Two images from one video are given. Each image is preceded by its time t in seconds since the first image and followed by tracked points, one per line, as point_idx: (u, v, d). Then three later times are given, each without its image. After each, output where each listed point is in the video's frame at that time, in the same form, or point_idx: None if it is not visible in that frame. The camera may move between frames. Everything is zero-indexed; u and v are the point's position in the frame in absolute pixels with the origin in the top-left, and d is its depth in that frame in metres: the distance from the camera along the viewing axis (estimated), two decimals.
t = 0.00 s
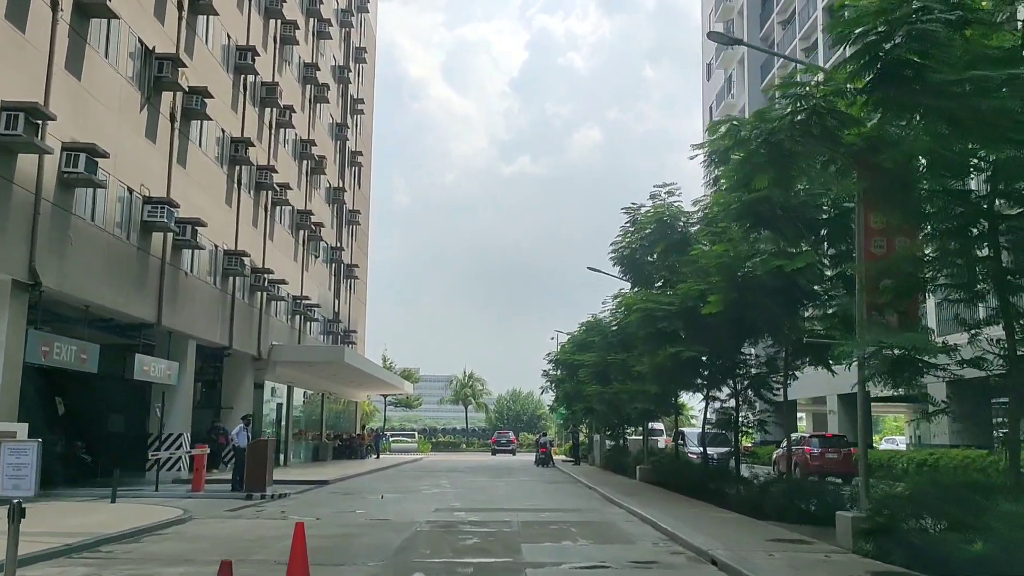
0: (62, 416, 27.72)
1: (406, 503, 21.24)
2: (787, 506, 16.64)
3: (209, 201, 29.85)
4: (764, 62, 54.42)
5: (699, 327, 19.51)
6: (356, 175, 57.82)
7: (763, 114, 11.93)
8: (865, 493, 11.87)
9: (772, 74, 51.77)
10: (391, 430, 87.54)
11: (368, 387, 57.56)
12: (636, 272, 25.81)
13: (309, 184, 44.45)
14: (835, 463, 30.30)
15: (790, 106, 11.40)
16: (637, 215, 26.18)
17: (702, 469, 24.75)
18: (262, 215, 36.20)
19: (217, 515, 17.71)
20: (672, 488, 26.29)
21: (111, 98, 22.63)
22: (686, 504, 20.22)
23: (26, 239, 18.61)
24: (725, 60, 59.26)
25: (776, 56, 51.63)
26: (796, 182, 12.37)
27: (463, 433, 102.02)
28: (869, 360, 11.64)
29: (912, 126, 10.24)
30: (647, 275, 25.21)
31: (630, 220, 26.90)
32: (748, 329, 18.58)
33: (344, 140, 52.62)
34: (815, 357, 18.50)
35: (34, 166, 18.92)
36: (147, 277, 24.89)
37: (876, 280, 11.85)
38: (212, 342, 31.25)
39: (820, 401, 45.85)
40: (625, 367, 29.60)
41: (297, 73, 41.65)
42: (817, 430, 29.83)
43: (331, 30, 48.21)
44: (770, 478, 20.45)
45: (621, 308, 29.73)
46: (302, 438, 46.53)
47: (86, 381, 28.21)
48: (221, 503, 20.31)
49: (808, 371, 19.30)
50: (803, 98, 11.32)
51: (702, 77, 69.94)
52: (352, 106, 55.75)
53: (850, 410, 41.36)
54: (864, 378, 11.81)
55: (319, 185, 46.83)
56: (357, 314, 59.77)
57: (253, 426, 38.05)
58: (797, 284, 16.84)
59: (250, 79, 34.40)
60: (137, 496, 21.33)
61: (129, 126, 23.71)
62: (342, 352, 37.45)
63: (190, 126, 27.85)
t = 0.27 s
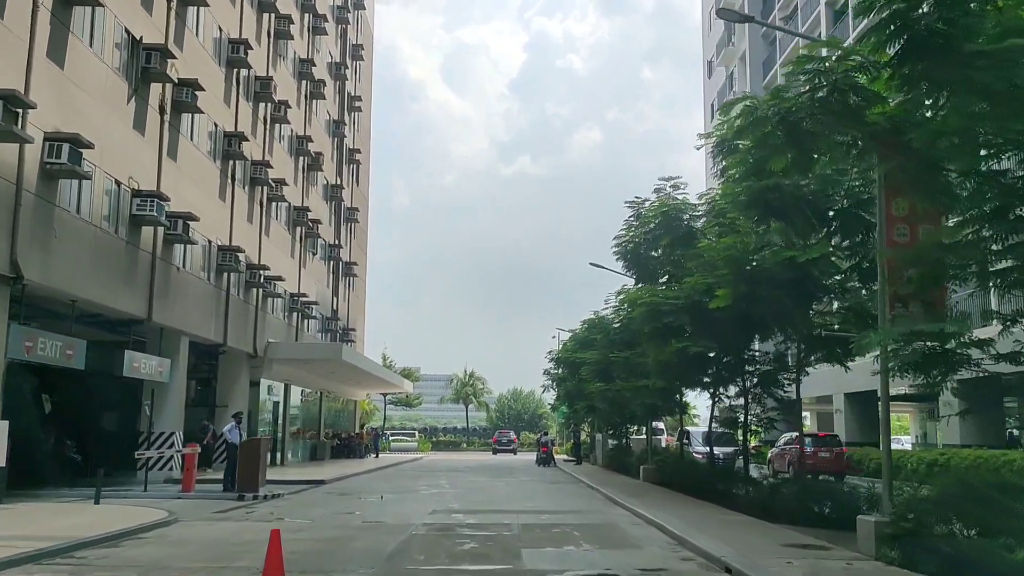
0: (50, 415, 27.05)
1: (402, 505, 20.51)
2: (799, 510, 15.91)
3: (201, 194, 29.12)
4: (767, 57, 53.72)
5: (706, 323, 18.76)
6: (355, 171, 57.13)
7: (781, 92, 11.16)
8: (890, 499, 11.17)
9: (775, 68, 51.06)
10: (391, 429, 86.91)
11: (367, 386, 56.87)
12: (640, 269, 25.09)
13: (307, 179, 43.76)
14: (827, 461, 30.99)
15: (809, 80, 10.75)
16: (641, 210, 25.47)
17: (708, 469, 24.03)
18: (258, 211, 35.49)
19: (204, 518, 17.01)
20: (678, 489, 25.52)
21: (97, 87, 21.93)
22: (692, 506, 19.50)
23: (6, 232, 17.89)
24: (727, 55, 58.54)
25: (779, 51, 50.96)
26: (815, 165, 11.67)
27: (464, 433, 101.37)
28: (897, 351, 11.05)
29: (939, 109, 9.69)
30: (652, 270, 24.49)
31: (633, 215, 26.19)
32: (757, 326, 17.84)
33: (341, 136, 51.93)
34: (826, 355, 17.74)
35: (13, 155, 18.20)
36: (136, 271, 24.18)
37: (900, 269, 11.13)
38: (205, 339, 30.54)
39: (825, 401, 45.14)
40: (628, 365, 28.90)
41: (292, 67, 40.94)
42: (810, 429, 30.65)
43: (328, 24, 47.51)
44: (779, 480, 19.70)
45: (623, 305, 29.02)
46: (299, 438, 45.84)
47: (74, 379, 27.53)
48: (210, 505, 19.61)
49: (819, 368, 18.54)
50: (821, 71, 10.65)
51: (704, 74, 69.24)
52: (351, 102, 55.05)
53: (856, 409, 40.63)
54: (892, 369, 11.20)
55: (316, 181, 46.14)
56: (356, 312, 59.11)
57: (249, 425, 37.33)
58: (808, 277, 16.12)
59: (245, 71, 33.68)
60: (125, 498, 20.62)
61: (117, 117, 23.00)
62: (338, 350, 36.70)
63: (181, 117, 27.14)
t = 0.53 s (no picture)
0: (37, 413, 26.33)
1: (398, 507, 19.77)
2: (813, 512, 15.17)
3: (195, 186, 28.40)
4: (773, 51, 52.94)
5: (714, 318, 18.03)
6: (355, 167, 56.39)
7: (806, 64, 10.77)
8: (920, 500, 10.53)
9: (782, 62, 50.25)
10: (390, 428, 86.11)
11: (366, 384, 56.13)
12: (644, 261, 24.39)
13: (305, 173, 43.02)
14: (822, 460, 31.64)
15: (833, 52, 10.48)
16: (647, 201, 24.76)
17: (715, 470, 23.30)
18: (254, 205, 34.76)
19: (191, 520, 16.29)
20: (684, 490, 24.77)
21: (85, 73, 21.18)
22: (700, 508, 18.78)
23: None
24: (732, 49, 57.78)
25: (786, 45, 50.17)
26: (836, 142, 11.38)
27: (463, 432, 100.55)
28: (934, 338, 10.80)
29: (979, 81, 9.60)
30: (657, 262, 23.78)
31: (638, 207, 25.48)
32: (769, 321, 17.10)
33: (341, 130, 51.20)
34: (840, 350, 17.01)
35: None
36: (125, 264, 23.46)
37: (925, 255, 10.67)
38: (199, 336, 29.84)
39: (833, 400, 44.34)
40: (634, 361, 28.17)
41: (290, 59, 40.21)
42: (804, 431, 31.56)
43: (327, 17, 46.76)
44: (790, 481, 18.94)
45: (629, 300, 28.30)
46: (296, 437, 45.13)
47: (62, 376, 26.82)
48: (199, 507, 18.88)
49: (833, 363, 17.80)
50: (848, 42, 10.29)
51: (709, 68, 68.40)
52: (350, 96, 54.29)
53: (865, 408, 39.84)
54: (918, 361, 10.71)
55: (315, 176, 45.41)
56: (355, 309, 58.38)
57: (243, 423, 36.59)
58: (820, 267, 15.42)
59: (241, 61, 32.96)
60: (111, 499, 19.89)
61: (105, 104, 22.27)
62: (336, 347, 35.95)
63: (173, 107, 26.42)
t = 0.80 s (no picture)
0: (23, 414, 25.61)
1: (392, 511, 19.05)
2: (827, 517, 14.43)
3: (184, 180, 27.62)
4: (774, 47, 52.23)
5: (721, 314, 17.29)
6: (351, 164, 55.65)
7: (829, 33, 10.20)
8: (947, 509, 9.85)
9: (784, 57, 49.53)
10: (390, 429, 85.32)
11: (364, 385, 55.39)
12: (645, 257, 23.66)
13: (300, 169, 42.30)
14: (815, 461, 31.81)
15: (857, 22, 9.90)
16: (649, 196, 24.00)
17: (722, 471, 22.54)
18: (247, 201, 34.03)
19: (173, 526, 15.54)
20: (689, 493, 24.01)
21: (66, 62, 20.45)
22: (707, 512, 18.03)
23: None
24: (734, 45, 57.05)
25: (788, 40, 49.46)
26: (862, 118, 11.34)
27: (464, 432, 99.75)
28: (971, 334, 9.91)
29: (1012, 58, 9.23)
30: (661, 258, 23.04)
31: (640, 202, 24.75)
32: (779, 318, 16.35)
33: (338, 127, 50.49)
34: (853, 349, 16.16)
35: None
36: (111, 260, 22.70)
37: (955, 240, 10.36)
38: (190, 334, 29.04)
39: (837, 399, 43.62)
40: (636, 360, 27.43)
41: (285, 53, 39.50)
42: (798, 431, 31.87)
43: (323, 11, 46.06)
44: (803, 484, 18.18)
45: (630, 299, 27.58)
46: (293, 437, 44.38)
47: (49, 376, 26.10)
48: (186, 511, 18.12)
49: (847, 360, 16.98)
50: (874, 10, 9.63)
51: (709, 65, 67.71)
52: (347, 92, 53.57)
53: (871, 407, 39.09)
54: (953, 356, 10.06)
55: (311, 172, 44.68)
56: (353, 309, 57.64)
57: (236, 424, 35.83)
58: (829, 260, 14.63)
59: (233, 54, 32.24)
60: (94, 503, 19.16)
61: (88, 95, 21.54)
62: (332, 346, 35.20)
63: (161, 99, 25.70)
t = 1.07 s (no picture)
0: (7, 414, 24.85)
1: (387, 514, 18.30)
2: (844, 522, 13.69)
3: (175, 172, 26.86)
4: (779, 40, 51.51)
5: (730, 309, 16.53)
6: (349, 160, 54.92)
7: None
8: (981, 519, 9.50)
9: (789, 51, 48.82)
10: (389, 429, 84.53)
11: (362, 384, 54.65)
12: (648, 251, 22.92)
13: (297, 164, 41.57)
14: (810, 461, 31.46)
15: None
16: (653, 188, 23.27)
17: (728, 473, 21.80)
18: (241, 195, 33.29)
19: (156, 530, 14.78)
20: (694, 495, 23.28)
21: (51, 47, 19.72)
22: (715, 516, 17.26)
23: None
24: (738, 39, 56.33)
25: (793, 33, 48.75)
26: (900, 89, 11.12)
27: (463, 433, 98.96)
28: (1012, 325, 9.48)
29: None
30: (665, 252, 22.30)
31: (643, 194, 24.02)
32: (791, 312, 15.60)
33: (335, 122, 49.76)
34: (867, 346, 15.41)
35: None
36: (97, 253, 21.96)
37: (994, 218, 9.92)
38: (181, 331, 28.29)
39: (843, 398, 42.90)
40: (640, 357, 26.68)
41: (281, 45, 38.77)
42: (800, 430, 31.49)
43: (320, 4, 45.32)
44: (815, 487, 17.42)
45: (634, 294, 26.84)
46: (289, 437, 43.63)
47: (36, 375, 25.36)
48: (172, 514, 17.36)
49: (861, 358, 16.23)
50: None
51: (712, 61, 67.01)
52: (345, 87, 52.82)
53: (878, 406, 38.38)
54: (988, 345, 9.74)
55: (308, 167, 43.96)
56: (350, 307, 56.91)
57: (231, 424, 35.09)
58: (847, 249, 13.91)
59: (228, 45, 31.50)
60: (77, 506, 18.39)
61: (74, 82, 20.81)
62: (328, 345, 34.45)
63: (151, 89, 24.97)
